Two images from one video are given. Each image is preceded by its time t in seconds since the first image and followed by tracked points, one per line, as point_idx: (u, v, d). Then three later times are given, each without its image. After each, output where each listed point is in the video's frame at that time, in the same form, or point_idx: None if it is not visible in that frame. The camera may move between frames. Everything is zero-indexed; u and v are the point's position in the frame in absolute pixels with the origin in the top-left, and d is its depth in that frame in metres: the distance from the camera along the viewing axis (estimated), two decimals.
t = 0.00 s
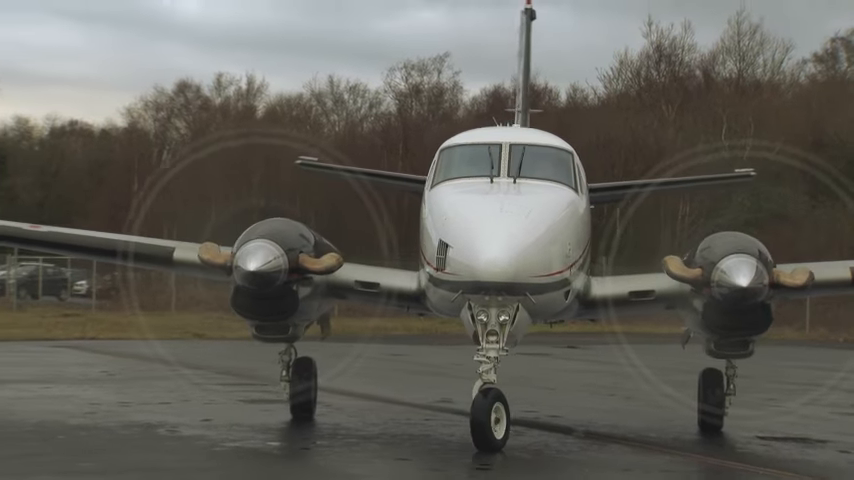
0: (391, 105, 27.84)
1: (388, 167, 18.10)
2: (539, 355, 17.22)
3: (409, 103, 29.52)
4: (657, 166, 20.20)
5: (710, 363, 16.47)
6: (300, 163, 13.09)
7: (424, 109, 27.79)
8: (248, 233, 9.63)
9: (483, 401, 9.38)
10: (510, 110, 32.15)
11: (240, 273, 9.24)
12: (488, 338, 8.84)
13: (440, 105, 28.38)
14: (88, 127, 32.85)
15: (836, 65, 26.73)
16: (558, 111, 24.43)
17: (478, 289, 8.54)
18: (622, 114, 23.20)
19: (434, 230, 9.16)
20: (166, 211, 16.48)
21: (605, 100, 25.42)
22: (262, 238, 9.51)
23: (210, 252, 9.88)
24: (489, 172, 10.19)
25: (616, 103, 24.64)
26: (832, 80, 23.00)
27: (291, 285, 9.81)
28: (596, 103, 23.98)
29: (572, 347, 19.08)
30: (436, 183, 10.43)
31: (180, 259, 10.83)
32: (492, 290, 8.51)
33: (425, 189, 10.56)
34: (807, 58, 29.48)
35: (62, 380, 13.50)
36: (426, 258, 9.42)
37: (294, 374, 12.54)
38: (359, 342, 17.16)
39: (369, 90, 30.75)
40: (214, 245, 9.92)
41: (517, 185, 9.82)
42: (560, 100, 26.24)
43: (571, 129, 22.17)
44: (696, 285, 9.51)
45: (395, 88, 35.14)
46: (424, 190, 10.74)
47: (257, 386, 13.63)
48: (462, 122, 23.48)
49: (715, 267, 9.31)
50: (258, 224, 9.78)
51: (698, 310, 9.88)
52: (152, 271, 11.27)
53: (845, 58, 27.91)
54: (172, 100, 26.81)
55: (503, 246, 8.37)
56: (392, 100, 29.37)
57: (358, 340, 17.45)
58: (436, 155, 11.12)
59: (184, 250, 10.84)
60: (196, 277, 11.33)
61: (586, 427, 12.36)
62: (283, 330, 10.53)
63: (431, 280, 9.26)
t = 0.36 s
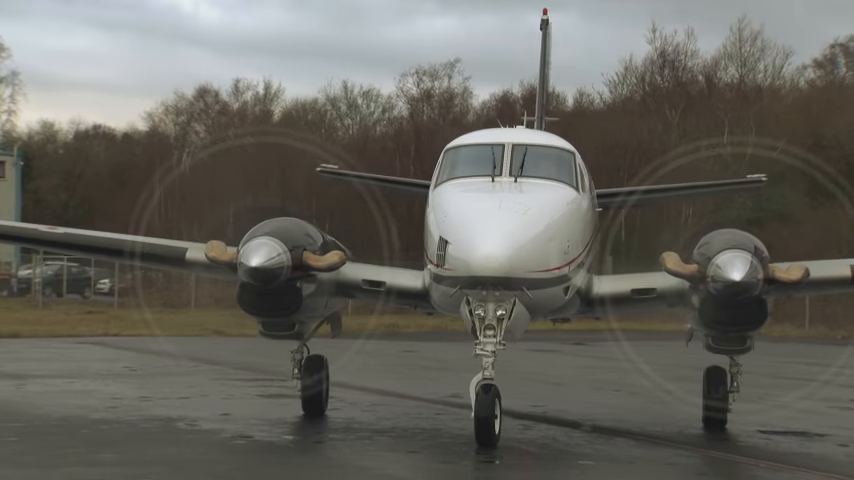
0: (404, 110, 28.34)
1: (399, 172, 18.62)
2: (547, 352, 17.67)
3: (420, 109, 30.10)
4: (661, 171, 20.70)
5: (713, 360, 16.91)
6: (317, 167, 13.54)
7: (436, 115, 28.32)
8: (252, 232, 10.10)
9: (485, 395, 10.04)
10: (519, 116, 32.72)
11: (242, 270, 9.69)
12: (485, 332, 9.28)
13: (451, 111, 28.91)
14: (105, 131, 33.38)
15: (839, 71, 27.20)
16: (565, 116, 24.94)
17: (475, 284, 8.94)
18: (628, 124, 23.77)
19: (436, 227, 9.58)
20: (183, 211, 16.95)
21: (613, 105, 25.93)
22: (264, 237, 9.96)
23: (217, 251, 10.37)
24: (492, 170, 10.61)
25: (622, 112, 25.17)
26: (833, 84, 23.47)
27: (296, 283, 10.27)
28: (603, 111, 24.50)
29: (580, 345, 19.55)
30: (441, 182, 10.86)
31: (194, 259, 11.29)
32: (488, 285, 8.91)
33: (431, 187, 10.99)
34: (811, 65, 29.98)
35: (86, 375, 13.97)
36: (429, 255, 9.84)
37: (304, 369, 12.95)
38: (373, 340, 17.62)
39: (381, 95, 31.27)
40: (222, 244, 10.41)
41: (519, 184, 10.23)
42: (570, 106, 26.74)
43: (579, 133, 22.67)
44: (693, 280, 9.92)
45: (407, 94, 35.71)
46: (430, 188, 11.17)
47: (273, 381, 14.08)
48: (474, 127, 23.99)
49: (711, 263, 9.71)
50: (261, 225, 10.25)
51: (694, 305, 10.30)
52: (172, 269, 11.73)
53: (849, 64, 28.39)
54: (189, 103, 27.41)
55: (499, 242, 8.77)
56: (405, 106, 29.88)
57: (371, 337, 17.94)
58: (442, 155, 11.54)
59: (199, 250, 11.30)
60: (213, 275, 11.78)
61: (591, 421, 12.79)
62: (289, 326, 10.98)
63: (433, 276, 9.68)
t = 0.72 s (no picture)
0: (408, 114, 28.84)
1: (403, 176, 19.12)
2: (548, 348, 18.12)
3: (424, 113, 30.66)
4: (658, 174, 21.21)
5: (709, 357, 17.35)
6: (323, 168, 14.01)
7: (439, 119, 28.83)
8: (256, 234, 10.52)
9: (485, 392, 10.55)
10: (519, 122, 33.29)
11: (246, 273, 10.11)
12: (483, 332, 9.74)
13: (454, 117, 29.43)
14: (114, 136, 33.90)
15: (833, 76, 27.68)
16: (565, 120, 25.47)
17: (474, 285, 9.38)
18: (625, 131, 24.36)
19: (437, 228, 10.01)
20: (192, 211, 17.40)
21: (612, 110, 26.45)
22: (267, 239, 10.37)
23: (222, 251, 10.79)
24: (491, 172, 11.05)
25: (620, 117, 25.71)
26: (826, 90, 24.03)
27: (297, 284, 10.75)
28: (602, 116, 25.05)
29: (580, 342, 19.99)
30: (442, 183, 11.31)
31: (200, 259, 11.67)
32: (486, 286, 9.34)
33: (432, 188, 11.43)
34: (805, 72, 30.49)
35: (101, 370, 14.42)
36: (430, 255, 10.28)
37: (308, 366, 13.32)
38: (379, 337, 18.08)
39: (385, 99, 31.78)
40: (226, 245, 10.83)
41: (517, 186, 10.66)
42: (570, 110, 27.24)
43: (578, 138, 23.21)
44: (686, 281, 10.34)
45: (410, 99, 36.25)
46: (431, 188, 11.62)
47: (281, 377, 14.53)
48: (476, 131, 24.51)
49: (707, 264, 10.09)
50: (265, 226, 10.67)
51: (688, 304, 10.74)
52: (185, 269, 12.17)
53: (843, 69, 28.88)
54: (199, 107, 27.97)
55: (497, 245, 9.20)
56: (408, 111, 30.40)
57: (376, 334, 18.40)
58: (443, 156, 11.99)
59: (203, 250, 11.71)
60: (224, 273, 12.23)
61: (590, 415, 13.22)
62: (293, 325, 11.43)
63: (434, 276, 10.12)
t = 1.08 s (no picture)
0: (406, 117, 29.38)
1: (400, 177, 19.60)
2: (543, 345, 18.57)
3: (423, 116, 31.21)
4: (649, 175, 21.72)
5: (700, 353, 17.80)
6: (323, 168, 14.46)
7: (437, 122, 29.38)
8: (257, 234, 10.95)
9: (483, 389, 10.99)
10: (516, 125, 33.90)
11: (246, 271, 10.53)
12: (479, 329, 10.16)
13: (451, 120, 29.98)
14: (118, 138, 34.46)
15: (819, 81, 28.23)
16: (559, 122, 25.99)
17: (471, 283, 9.81)
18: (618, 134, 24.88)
19: (433, 228, 10.44)
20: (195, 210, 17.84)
21: (606, 114, 26.99)
22: (267, 238, 10.79)
23: (222, 251, 11.20)
24: (487, 172, 11.50)
25: (613, 121, 26.22)
26: (814, 95, 24.61)
27: (297, 284, 11.16)
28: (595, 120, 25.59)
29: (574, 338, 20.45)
30: (439, 183, 11.75)
31: (200, 257, 12.09)
32: (482, 283, 9.78)
33: (428, 187, 11.87)
34: (790, 76, 31.03)
35: (109, 365, 14.85)
36: (427, 254, 10.71)
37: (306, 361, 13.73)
38: (378, 334, 18.53)
39: (384, 102, 32.35)
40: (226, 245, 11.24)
41: (512, 186, 11.10)
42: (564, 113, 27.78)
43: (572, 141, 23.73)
44: (677, 279, 10.75)
45: (409, 102, 36.83)
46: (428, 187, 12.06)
47: (284, 371, 14.97)
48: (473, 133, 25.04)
49: (699, 262, 10.47)
50: (265, 226, 11.09)
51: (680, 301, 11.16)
52: (191, 267, 12.60)
53: (830, 73, 29.44)
54: (204, 110, 28.49)
55: (493, 244, 9.62)
56: (408, 113, 30.95)
57: (375, 331, 18.85)
58: (438, 156, 12.42)
59: (203, 249, 12.12)
60: (228, 272, 12.67)
61: (583, 409, 13.67)
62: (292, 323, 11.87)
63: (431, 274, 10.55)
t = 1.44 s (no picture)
0: (398, 117, 29.52)
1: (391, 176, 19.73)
2: (534, 343, 18.71)
3: (416, 117, 31.36)
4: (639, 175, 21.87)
5: (690, 352, 17.96)
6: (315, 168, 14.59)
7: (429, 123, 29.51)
8: (248, 233, 11.06)
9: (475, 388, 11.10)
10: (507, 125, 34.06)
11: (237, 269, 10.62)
12: (472, 328, 10.30)
13: (443, 121, 30.11)
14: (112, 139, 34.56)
15: (807, 82, 28.41)
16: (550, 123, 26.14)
17: (463, 281, 9.93)
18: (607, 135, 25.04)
19: (426, 227, 10.56)
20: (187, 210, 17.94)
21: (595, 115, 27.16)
22: (258, 237, 10.88)
23: (213, 249, 11.31)
24: (478, 171, 11.62)
25: (602, 122, 26.37)
26: (802, 95, 24.81)
27: (287, 281, 11.23)
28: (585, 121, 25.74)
29: (565, 337, 20.59)
30: (431, 182, 11.88)
31: (193, 256, 12.18)
32: (474, 282, 9.90)
33: (421, 186, 12.00)
34: (778, 77, 31.24)
35: (104, 363, 14.95)
36: (420, 252, 10.83)
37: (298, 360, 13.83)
38: (371, 332, 18.66)
39: (376, 104, 32.46)
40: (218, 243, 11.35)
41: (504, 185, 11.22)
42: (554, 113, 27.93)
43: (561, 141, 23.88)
44: (669, 277, 10.88)
45: (402, 103, 36.98)
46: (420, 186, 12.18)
47: (277, 369, 15.08)
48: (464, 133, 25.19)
49: (690, 261, 10.60)
50: (256, 225, 11.19)
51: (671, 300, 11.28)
52: (185, 267, 12.70)
53: (818, 74, 29.66)
54: (200, 111, 28.61)
55: (486, 243, 9.74)
56: (399, 114, 31.09)
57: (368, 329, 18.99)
58: (431, 156, 12.54)
59: (195, 248, 12.21)
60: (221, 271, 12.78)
61: (574, 407, 13.80)
62: (283, 322, 11.98)
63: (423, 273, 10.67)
